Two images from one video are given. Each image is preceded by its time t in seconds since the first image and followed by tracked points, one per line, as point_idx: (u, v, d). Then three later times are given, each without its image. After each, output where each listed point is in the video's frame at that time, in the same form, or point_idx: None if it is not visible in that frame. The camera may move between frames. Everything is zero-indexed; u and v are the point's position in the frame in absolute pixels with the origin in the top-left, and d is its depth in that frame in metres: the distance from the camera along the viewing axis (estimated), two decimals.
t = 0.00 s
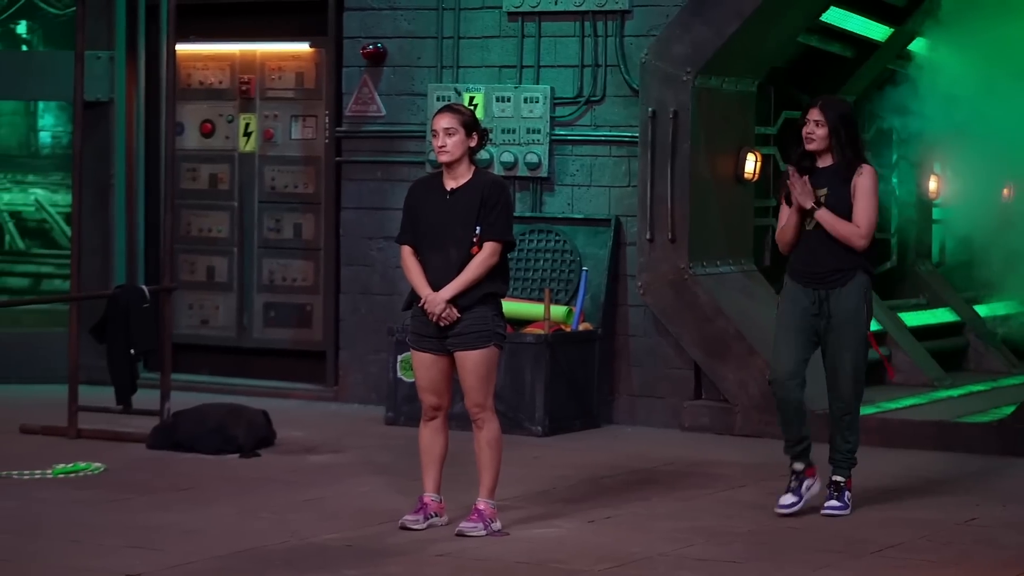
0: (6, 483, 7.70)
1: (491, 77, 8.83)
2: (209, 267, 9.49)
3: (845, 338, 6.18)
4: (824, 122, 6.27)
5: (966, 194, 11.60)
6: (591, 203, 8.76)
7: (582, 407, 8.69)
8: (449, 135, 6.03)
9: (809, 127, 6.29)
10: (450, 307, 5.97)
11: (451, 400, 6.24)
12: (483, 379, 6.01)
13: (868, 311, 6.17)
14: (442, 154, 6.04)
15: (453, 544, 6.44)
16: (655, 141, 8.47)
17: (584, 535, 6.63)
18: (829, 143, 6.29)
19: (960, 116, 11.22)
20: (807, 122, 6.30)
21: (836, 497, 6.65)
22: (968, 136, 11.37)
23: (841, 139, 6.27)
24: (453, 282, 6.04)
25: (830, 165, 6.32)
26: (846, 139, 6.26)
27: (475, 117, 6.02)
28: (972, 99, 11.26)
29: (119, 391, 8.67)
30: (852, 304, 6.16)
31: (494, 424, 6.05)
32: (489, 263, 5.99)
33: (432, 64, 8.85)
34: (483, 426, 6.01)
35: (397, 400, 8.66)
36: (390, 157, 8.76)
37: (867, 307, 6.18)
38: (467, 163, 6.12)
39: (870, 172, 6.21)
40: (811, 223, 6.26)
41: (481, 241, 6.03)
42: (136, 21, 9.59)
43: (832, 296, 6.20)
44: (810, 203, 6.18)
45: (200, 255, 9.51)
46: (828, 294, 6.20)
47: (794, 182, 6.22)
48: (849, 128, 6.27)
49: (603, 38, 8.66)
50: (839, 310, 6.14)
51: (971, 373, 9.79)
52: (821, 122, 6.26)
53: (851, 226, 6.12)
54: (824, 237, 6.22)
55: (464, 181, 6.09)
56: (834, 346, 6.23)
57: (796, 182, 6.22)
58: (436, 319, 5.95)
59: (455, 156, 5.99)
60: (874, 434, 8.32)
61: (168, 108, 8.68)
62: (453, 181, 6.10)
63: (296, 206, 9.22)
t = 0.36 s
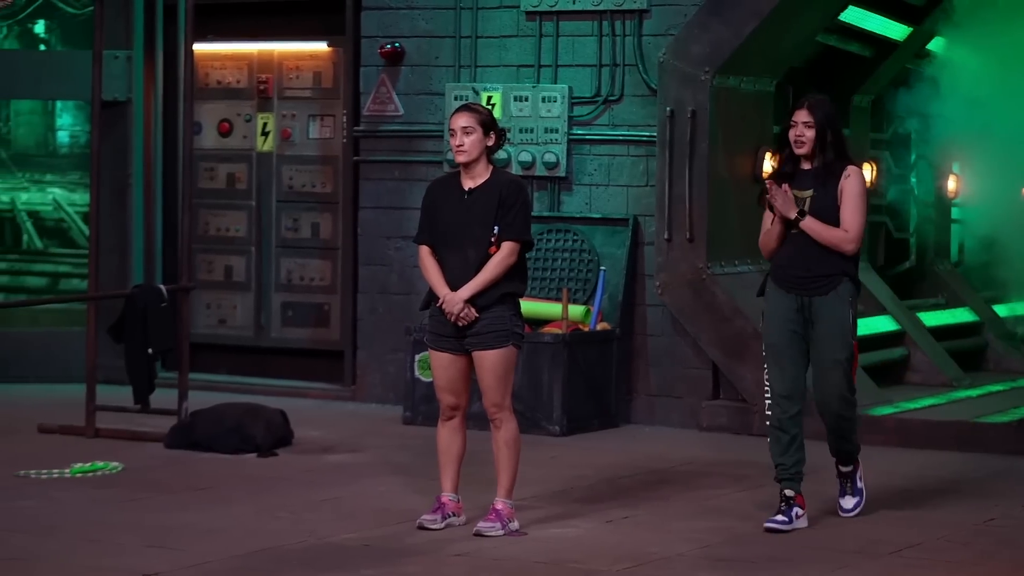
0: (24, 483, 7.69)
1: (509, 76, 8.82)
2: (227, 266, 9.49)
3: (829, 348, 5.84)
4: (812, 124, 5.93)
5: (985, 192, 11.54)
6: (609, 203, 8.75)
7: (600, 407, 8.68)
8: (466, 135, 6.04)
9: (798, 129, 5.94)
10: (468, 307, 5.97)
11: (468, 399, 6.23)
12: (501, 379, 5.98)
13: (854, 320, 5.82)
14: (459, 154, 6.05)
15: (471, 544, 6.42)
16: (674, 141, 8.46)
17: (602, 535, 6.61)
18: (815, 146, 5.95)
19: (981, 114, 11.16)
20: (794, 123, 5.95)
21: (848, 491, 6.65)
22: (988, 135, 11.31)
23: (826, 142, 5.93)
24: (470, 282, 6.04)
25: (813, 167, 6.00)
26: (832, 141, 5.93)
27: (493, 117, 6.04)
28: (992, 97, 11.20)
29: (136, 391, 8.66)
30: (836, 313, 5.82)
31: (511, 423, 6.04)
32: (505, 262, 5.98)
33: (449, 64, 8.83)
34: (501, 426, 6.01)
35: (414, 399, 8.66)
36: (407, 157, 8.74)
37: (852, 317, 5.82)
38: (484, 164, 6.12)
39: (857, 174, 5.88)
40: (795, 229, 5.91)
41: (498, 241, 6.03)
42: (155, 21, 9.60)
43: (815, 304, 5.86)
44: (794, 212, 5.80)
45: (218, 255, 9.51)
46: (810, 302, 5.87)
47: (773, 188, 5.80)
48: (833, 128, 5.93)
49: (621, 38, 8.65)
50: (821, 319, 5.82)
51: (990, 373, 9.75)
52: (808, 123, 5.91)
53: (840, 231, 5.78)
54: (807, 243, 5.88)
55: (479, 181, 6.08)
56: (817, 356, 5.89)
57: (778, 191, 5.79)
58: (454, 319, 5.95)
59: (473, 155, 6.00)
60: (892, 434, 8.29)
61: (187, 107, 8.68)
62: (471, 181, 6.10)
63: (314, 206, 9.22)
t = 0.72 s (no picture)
0: (48, 482, 7.69)
1: (532, 75, 8.81)
2: (251, 265, 9.50)
3: (817, 347, 5.57)
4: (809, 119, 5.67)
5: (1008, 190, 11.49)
6: (632, 202, 8.75)
7: (623, 407, 8.69)
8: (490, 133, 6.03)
9: (793, 126, 5.68)
10: (491, 305, 5.96)
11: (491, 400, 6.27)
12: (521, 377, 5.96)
13: (843, 321, 5.56)
14: (484, 152, 6.03)
15: (493, 543, 6.40)
16: (697, 140, 8.46)
17: (625, 535, 6.59)
18: (816, 143, 5.69)
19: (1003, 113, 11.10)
20: (792, 119, 5.68)
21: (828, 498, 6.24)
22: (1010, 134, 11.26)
23: (826, 137, 5.69)
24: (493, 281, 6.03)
25: (813, 165, 5.74)
26: (831, 136, 5.69)
27: (516, 116, 6.02)
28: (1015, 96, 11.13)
29: (159, 390, 8.66)
30: (828, 312, 5.56)
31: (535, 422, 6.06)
32: (528, 261, 5.97)
33: (472, 63, 8.82)
34: (523, 426, 6.02)
35: (437, 398, 8.67)
36: (431, 156, 8.73)
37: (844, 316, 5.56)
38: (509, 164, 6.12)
39: (860, 175, 5.67)
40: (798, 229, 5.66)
41: (522, 240, 6.03)
42: (179, 21, 9.61)
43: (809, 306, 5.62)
44: (809, 218, 5.54)
45: (240, 254, 9.52)
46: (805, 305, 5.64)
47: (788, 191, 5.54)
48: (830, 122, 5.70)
49: (644, 37, 8.64)
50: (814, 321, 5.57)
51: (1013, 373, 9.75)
52: (806, 120, 5.66)
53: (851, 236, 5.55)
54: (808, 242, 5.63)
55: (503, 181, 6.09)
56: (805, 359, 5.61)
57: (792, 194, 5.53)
58: (477, 318, 5.95)
59: (497, 155, 5.98)
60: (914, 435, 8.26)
61: (209, 108, 8.74)
62: (496, 179, 6.10)
63: (337, 205, 9.22)
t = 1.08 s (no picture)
0: (69, 482, 7.70)
1: (550, 76, 8.81)
2: (269, 265, 9.51)
3: (816, 355, 5.53)
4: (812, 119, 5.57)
5: None
6: (651, 203, 8.74)
7: (641, 408, 8.67)
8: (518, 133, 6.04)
9: (796, 126, 5.58)
10: (509, 305, 5.96)
11: (509, 400, 6.24)
12: (542, 379, 6.01)
13: (842, 326, 5.52)
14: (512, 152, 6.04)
15: (512, 544, 6.39)
16: (716, 141, 8.42)
17: (644, 535, 6.59)
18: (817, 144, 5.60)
19: None
20: (794, 119, 5.58)
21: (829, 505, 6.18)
22: None
23: (828, 139, 5.59)
24: (510, 281, 6.02)
25: (811, 167, 5.64)
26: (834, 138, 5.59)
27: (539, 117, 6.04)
28: None
29: (178, 391, 8.68)
30: (825, 317, 5.51)
31: (551, 424, 6.07)
32: (546, 261, 5.96)
33: (491, 63, 8.81)
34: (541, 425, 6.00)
35: (455, 399, 8.68)
36: (450, 157, 8.74)
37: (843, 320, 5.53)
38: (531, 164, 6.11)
39: (856, 178, 5.55)
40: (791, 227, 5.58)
41: (541, 239, 6.04)
42: (198, 22, 9.64)
43: (805, 310, 5.58)
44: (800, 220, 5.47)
45: (257, 254, 9.54)
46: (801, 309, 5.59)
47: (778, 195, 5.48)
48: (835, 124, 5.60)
49: (663, 37, 8.64)
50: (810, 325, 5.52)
51: None
52: (809, 120, 5.56)
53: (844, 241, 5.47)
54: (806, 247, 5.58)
55: (527, 180, 6.08)
56: (803, 368, 5.57)
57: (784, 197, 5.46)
58: (495, 317, 5.94)
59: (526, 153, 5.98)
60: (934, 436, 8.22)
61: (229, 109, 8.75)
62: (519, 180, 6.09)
63: (355, 205, 9.24)
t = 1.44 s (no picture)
0: None
1: (367, 43, 5.99)
2: None
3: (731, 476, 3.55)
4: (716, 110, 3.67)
5: None
6: (518, 232, 5.85)
7: (504, 539, 5.62)
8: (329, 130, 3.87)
9: (693, 118, 3.68)
10: (308, 387, 3.75)
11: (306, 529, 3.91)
12: (355, 496, 3.78)
13: (775, 430, 3.54)
14: (316, 155, 3.83)
15: None
16: (614, 140, 5.52)
17: None
18: (726, 142, 3.67)
19: None
20: (688, 109, 3.69)
21: None
22: None
23: (740, 136, 3.68)
24: (303, 353, 3.80)
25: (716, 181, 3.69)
26: (749, 136, 3.67)
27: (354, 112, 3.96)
28: None
29: None
30: (744, 417, 3.54)
31: (371, 563, 3.86)
32: (366, 319, 3.77)
33: (276, 24, 6.08)
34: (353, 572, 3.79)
35: (224, 527, 5.65)
36: (212, 162, 6.12)
37: (772, 422, 3.54)
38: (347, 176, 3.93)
39: (775, 194, 3.58)
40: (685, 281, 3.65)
41: (352, 288, 3.80)
42: None
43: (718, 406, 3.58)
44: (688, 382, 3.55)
45: None
46: (707, 397, 3.59)
47: (654, 414, 3.61)
48: (752, 115, 3.69)
49: None
50: (726, 430, 3.55)
51: None
52: (710, 106, 3.67)
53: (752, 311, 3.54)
54: (717, 308, 3.60)
55: (336, 196, 3.86)
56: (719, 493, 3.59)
57: (666, 415, 3.59)
58: (285, 407, 3.74)
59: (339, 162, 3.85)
60: None
61: None
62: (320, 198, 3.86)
63: (73, 235, 6.39)
